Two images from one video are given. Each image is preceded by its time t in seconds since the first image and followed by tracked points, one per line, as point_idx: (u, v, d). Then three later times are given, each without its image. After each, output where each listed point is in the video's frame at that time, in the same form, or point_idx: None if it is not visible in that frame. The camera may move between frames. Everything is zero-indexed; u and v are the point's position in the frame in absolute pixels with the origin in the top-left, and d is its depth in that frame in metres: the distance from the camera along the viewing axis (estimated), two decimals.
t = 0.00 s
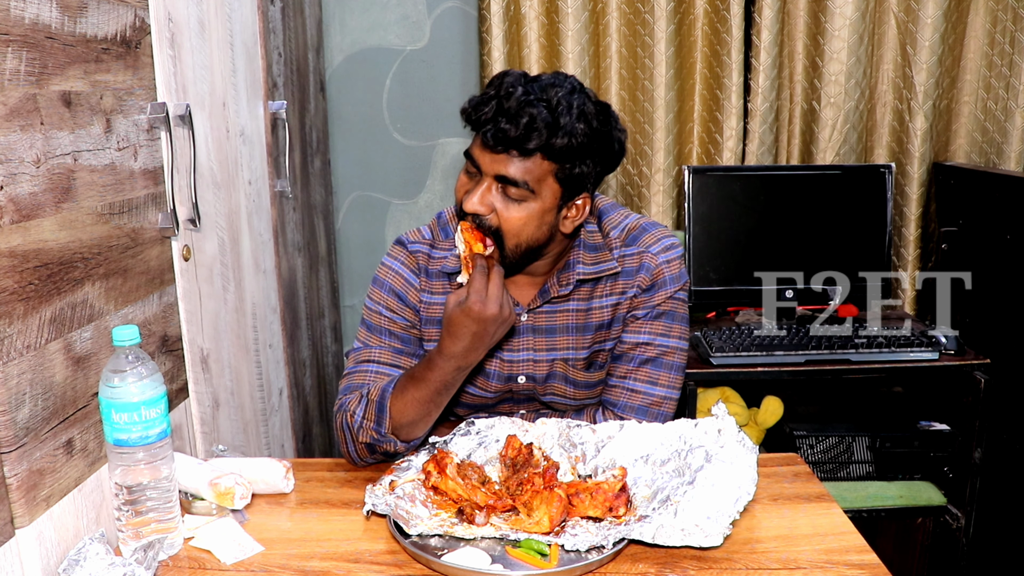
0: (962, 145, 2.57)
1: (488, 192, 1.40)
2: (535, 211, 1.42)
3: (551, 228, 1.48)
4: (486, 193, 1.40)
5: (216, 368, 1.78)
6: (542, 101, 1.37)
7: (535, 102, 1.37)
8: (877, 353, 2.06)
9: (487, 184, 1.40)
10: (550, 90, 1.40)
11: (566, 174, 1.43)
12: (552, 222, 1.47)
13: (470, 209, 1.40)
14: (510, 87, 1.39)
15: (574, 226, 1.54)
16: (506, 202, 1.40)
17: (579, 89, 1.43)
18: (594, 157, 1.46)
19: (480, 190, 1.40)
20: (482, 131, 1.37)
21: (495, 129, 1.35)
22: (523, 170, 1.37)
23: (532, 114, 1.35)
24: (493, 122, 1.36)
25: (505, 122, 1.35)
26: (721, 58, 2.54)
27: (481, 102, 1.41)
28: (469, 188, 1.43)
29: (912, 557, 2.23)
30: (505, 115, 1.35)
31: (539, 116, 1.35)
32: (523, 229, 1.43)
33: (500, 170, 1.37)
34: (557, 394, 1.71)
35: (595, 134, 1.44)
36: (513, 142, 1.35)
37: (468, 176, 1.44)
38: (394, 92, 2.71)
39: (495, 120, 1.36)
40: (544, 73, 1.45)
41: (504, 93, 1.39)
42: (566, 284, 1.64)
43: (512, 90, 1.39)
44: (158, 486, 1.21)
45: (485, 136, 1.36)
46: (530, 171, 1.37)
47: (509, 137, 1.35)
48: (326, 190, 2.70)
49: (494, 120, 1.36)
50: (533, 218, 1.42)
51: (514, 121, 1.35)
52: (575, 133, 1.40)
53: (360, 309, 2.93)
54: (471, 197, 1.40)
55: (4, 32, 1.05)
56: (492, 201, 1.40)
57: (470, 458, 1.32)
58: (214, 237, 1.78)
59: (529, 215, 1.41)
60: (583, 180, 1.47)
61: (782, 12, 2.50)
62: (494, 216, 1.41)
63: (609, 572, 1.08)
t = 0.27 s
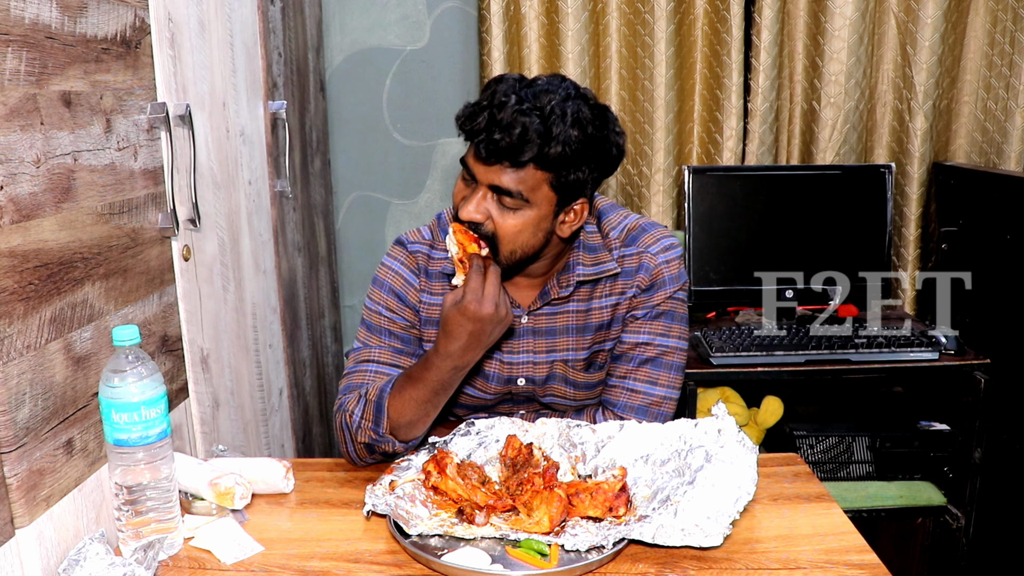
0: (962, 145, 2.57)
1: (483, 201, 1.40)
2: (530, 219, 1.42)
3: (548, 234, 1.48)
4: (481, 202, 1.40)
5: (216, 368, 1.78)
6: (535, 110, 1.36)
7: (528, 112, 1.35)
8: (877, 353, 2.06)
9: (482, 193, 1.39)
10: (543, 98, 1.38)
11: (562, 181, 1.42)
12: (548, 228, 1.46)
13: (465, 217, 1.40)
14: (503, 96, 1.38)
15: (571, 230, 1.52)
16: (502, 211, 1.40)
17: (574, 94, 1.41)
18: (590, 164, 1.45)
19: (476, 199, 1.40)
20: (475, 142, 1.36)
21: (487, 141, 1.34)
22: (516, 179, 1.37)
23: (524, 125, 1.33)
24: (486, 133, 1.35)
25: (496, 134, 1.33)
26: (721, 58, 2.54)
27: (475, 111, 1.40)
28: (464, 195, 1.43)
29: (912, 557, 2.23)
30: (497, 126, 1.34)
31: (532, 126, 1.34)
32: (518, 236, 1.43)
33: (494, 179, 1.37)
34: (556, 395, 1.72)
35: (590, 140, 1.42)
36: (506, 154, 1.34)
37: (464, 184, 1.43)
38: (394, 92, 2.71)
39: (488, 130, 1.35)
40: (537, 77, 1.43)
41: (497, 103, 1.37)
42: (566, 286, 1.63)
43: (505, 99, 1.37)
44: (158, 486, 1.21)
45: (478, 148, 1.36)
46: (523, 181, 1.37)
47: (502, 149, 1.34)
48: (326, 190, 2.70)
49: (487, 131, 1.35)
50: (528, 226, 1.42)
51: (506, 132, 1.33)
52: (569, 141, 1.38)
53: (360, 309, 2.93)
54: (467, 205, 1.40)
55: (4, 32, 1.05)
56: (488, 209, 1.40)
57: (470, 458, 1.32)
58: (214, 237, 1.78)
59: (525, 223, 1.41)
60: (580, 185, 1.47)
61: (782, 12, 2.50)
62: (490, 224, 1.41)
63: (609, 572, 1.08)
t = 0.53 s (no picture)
0: (962, 145, 2.57)
1: (476, 206, 1.40)
2: (524, 221, 1.42)
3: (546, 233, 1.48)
4: (473, 208, 1.41)
5: (216, 368, 1.78)
6: (514, 112, 1.36)
7: (507, 114, 1.35)
8: (877, 353, 2.06)
9: (473, 199, 1.40)
10: (522, 98, 1.38)
11: (553, 178, 1.41)
12: (545, 228, 1.46)
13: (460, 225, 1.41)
14: (481, 101, 1.38)
15: (570, 228, 1.52)
16: (496, 214, 1.41)
17: (553, 91, 1.40)
18: (579, 158, 1.45)
19: (468, 206, 1.41)
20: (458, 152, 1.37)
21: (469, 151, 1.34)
22: (506, 183, 1.37)
23: (503, 129, 1.34)
24: (468, 141, 1.36)
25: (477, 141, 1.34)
26: (721, 58, 2.54)
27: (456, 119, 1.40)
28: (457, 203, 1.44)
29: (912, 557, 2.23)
30: (477, 133, 1.34)
31: (511, 129, 1.34)
32: (515, 237, 1.43)
33: (483, 186, 1.38)
34: (557, 396, 1.72)
35: (576, 135, 1.42)
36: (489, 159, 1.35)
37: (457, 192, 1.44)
38: (394, 92, 2.71)
39: (469, 139, 1.36)
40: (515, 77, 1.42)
41: (476, 109, 1.37)
42: (568, 287, 1.64)
43: (484, 105, 1.37)
44: (158, 486, 1.21)
45: (462, 157, 1.36)
46: (512, 185, 1.37)
47: (484, 155, 1.34)
48: (326, 190, 2.70)
49: (468, 139, 1.36)
50: (523, 227, 1.42)
51: (487, 138, 1.34)
52: (552, 139, 1.37)
53: (360, 309, 2.93)
54: (461, 212, 1.41)
55: (4, 32, 1.05)
56: (482, 214, 1.41)
57: (471, 458, 1.32)
58: (214, 237, 1.78)
59: (519, 225, 1.41)
60: (574, 180, 1.46)
61: (782, 12, 2.50)
62: (485, 227, 1.42)
63: (609, 572, 1.08)
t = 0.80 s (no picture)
0: (962, 145, 2.57)
1: (484, 201, 1.39)
2: (534, 205, 1.41)
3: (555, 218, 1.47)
4: (481, 203, 1.39)
5: (216, 368, 1.78)
6: (501, 98, 1.38)
7: (495, 101, 1.37)
8: (876, 353, 2.06)
9: (481, 193, 1.39)
10: (505, 85, 1.40)
11: (553, 154, 1.42)
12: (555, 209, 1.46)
13: (473, 224, 1.39)
14: (465, 96, 1.40)
15: (576, 206, 1.55)
16: (505, 203, 1.39)
17: (534, 75, 1.43)
18: (573, 134, 1.46)
19: (477, 203, 1.39)
20: (455, 147, 1.38)
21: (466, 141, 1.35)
22: (507, 168, 1.37)
23: (495, 113, 1.35)
24: (463, 134, 1.37)
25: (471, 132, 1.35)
26: (721, 58, 2.54)
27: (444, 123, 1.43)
28: (464, 206, 1.42)
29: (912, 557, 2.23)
30: (470, 124, 1.36)
31: (501, 111, 1.36)
32: (528, 224, 1.41)
33: (488, 175, 1.37)
34: (557, 395, 1.72)
35: (564, 111, 1.43)
36: (488, 146, 1.36)
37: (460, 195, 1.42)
38: (394, 92, 2.71)
39: (464, 132, 1.37)
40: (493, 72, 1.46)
41: (463, 104, 1.39)
42: (571, 286, 1.64)
43: (469, 99, 1.39)
44: (158, 486, 1.21)
45: (460, 151, 1.37)
46: (515, 168, 1.37)
47: (481, 143, 1.35)
48: (327, 190, 2.70)
49: (461, 134, 1.37)
50: (535, 209, 1.41)
51: (480, 126, 1.35)
52: (544, 115, 1.39)
53: (360, 309, 2.93)
54: (470, 211, 1.39)
55: (4, 32, 1.05)
56: (491, 207, 1.39)
57: (470, 458, 1.32)
58: (214, 237, 1.78)
59: (530, 209, 1.40)
60: (573, 157, 1.47)
61: (782, 12, 2.50)
62: (497, 219, 1.40)
63: (609, 572, 1.08)
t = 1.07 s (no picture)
0: (962, 145, 2.57)
1: (508, 161, 1.49)
2: (554, 165, 1.52)
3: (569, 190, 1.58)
4: (505, 165, 1.49)
5: (216, 368, 1.78)
6: (515, 67, 1.52)
7: (510, 69, 1.51)
8: (877, 353, 2.06)
9: (505, 155, 1.49)
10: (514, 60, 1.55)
11: (564, 120, 1.56)
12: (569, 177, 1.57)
13: (501, 184, 1.48)
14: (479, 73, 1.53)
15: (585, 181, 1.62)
16: (527, 163, 1.50)
17: (541, 58, 1.60)
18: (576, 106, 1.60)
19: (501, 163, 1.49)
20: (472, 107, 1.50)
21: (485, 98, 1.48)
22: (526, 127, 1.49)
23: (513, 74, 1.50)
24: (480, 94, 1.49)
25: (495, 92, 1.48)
26: (721, 58, 2.54)
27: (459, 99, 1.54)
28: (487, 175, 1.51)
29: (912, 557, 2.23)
30: (492, 87, 1.48)
31: (520, 74, 1.50)
32: (550, 185, 1.52)
33: (508, 133, 1.49)
34: (559, 393, 1.71)
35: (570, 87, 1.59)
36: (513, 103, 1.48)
37: (479, 168, 1.52)
38: (394, 92, 2.70)
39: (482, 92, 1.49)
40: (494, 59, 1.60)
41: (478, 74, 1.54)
42: (569, 275, 1.65)
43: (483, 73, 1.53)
44: (158, 486, 1.22)
45: (478, 108, 1.49)
46: (532, 128, 1.50)
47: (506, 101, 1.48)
48: (327, 190, 2.70)
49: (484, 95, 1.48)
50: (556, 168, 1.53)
51: (500, 83, 1.48)
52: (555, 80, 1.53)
53: (360, 309, 2.92)
54: (497, 173, 1.49)
55: (4, 32, 1.05)
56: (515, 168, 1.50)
57: (471, 458, 1.32)
58: (214, 237, 1.78)
59: (552, 167, 1.52)
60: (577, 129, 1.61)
61: (782, 12, 2.50)
62: (522, 180, 1.50)
63: (609, 572, 1.08)
